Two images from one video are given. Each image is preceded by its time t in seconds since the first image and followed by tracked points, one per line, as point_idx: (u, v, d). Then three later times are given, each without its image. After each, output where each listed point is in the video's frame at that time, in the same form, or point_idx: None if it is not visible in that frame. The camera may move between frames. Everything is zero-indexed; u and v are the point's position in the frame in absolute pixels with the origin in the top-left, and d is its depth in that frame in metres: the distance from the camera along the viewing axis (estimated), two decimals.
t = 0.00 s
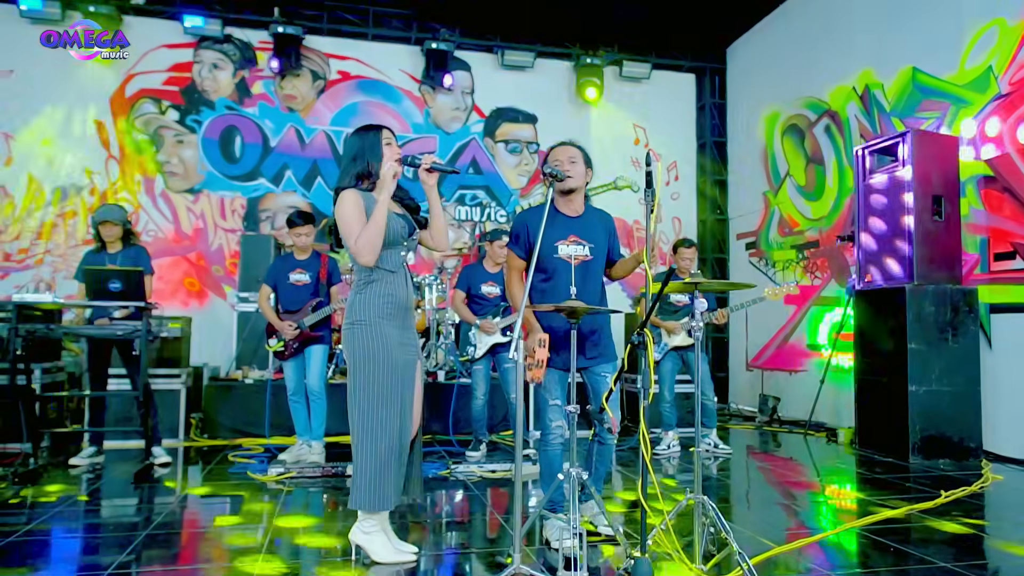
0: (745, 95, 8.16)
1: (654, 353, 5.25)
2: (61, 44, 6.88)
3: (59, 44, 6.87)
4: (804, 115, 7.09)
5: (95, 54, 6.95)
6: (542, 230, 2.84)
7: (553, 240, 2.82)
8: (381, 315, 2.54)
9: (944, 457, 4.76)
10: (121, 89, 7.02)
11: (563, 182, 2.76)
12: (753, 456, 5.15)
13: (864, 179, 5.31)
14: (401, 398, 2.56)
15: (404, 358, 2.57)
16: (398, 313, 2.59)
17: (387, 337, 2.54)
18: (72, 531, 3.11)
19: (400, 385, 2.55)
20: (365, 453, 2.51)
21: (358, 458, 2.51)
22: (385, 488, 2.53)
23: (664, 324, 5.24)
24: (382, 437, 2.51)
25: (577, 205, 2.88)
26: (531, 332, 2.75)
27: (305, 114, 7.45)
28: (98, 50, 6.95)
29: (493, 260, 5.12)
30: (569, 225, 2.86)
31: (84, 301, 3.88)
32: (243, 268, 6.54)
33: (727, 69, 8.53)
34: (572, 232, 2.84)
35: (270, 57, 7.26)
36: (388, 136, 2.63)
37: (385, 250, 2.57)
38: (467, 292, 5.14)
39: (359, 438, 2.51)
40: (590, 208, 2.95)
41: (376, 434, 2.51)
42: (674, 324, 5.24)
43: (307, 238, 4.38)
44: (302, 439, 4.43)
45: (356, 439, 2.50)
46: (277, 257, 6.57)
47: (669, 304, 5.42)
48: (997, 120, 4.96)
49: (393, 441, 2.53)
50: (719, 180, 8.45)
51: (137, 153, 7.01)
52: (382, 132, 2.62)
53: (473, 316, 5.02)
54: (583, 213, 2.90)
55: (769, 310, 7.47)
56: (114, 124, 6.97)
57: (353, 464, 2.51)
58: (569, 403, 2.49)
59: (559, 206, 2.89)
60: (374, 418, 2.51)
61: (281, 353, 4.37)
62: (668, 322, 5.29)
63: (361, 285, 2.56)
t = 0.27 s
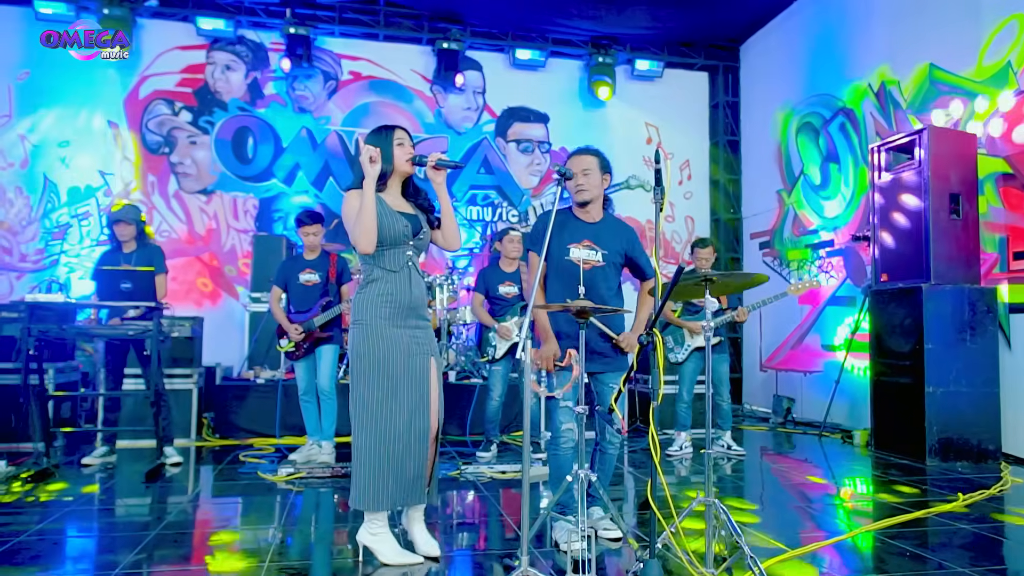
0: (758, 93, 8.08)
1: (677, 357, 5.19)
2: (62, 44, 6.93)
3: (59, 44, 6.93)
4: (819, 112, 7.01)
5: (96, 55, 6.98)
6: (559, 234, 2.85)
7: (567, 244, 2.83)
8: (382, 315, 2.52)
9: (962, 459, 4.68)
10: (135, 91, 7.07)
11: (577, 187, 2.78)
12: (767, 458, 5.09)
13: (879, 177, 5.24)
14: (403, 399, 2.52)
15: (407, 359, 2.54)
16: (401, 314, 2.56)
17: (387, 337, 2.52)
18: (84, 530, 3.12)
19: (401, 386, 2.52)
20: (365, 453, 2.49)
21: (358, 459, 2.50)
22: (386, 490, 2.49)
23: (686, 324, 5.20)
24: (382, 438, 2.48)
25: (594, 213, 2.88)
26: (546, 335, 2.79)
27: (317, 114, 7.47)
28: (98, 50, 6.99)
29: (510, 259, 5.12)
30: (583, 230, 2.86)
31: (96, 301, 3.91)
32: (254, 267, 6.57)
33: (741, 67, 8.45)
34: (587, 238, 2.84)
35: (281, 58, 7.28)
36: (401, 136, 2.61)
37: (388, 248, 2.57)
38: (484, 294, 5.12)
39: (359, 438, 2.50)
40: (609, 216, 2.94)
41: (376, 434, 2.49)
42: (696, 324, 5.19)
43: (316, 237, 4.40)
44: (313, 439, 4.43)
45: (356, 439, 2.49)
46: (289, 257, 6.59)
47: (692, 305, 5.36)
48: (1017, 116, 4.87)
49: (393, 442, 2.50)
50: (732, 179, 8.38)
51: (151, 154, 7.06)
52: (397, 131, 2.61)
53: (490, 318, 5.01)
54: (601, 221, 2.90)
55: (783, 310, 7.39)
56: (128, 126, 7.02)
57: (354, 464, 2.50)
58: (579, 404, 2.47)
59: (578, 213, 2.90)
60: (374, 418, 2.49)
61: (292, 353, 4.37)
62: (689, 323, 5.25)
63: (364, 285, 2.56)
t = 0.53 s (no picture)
0: (773, 91, 8.00)
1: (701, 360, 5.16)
2: (63, 45, 6.97)
3: (59, 44, 6.96)
4: (834, 110, 6.92)
5: (96, 55, 7.02)
6: (581, 234, 2.82)
7: (587, 244, 2.80)
8: (392, 315, 2.52)
9: (982, 462, 4.60)
10: (150, 93, 7.13)
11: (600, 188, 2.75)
12: (783, 459, 5.04)
13: (896, 175, 5.15)
14: (409, 400, 2.49)
15: (414, 360, 2.50)
16: (412, 314, 2.53)
17: (396, 336, 2.51)
18: (97, 529, 3.13)
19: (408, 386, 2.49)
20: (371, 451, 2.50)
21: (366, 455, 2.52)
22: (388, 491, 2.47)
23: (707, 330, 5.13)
24: (386, 438, 2.48)
25: (616, 216, 2.85)
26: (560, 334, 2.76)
27: (330, 115, 7.49)
28: (98, 51, 7.02)
29: (525, 263, 5.10)
30: (605, 232, 2.82)
31: (109, 302, 3.93)
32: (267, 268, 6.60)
33: (755, 65, 8.38)
34: (608, 240, 2.80)
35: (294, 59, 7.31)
36: (423, 136, 2.60)
37: (401, 248, 2.57)
38: (502, 297, 5.10)
39: (367, 435, 2.52)
40: (631, 219, 2.91)
41: (382, 433, 2.49)
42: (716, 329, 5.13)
43: (326, 238, 4.41)
44: (325, 439, 4.44)
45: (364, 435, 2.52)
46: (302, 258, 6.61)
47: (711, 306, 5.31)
48: None
49: (397, 442, 2.47)
50: (747, 178, 8.30)
51: (165, 156, 7.11)
52: (418, 131, 2.61)
53: (508, 321, 5.01)
54: (622, 223, 2.87)
55: (799, 310, 7.29)
56: (143, 128, 7.08)
57: (362, 462, 2.51)
58: (590, 405, 2.42)
59: (599, 214, 2.87)
60: (380, 416, 2.50)
61: (303, 353, 4.37)
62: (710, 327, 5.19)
63: (380, 284, 2.59)
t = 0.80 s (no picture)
0: (788, 89, 7.91)
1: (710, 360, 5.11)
2: (61, 45, 7.03)
3: (57, 43, 7.02)
4: (851, 107, 6.83)
5: (96, 54, 7.09)
6: (584, 225, 2.79)
7: (591, 235, 2.77)
8: (410, 316, 2.48)
9: (1001, 464, 4.52)
10: (164, 94, 7.18)
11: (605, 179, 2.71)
12: (798, 461, 4.98)
13: (914, 172, 5.07)
14: (427, 402, 2.45)
15: (432, 362, 2.45)
16: (430, 315, 2.48)
17: (414, 337, 2.47)
18: (109, 528, 3.14)
19: (426, 388, 2.45)
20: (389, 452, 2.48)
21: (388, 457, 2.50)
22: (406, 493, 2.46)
23: (718, 327, 5.08)
24: (403, 440, 2.46)
25: (619, 207, 2.82)
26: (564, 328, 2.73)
27: (342, 115, 7.51)
28: (97, 50, 7.11)
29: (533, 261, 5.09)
30: (609, 223, 2.79)
31: (121, 302, 3.94)
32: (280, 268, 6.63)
33: (770, 63, 8.30)
34: (612, 230, 2.78)
35: (307, 60, 7.34)
36: (449, 136, 2.52)
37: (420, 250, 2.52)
38: (508, 293, 5.08)
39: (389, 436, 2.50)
40: (633, 210, 2.88)
41: (401, 435, 2.46)
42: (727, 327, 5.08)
43: (338, 239, 4.42)
44: (336, 439, 4.44)
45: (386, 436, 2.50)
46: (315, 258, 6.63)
47: (721, 304, 5.28)
48: None
49: (416, 444, 2.44)
50: (762, 177, 8.22)
51: (179, 157, 7.15)
52: (444, 129, 2.53)
53: (516, 318, 4.99)
54: (625, 214, 2.84)
55: (814, 309, 7.21)
56: (157, 129, 7.13)
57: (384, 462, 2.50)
58: (599, 405, 2.39)
59: (602, 206, 2.84)
60: (400, 418, 2.47)
61: (314, 354, 4.36)
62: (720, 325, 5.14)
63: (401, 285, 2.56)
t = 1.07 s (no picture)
0: (802, 86, 7.83)
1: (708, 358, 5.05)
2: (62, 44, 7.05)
3: (58, 43, 7.04)
4: (866, 105, 6.74)
5: (95, 54, 7.10)
6: (572, 225, 2.78)
7: (581, 237, 2.77)
8: (424, 316, 2.45)
9: (1021, 466, 4.44)
10: (177, 96, 7.23)
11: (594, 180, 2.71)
12: (812, 462, 4.92)
13: (931, 170, 4.99)
14: (441, 402, 2.43)
15: (446, 362, 2.43)
16: (444, 315, 2.45)
17: (428, 338, 2.44)
18: (120, 527, 3.16)
19: (441, 388, 2.43)
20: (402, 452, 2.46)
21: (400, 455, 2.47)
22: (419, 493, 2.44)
23: (719, 325, 4.99)
24: (417, 440, 2.43)
25: (607, 208, 2.83)
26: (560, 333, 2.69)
27: (354, 116, 7.53)
28: (98, 50, 7.11)
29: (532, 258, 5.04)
30: (598, 225, 2.80)
31: (132, 301, 3.97)
32: (291, 267, 6.65)
33: (784, 61, 8.22)
34: (600, 232, 2.79)
35: (318, 60, 7.36)
36: (466, 134, 2.47)
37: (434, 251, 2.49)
38: (512, 289, 5.05)
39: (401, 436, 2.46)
40: (620, 211, 2.89)
41: (414, 435, 2.43)
42: (729, 325, 4.99)
43: (349, 238, 4.42)
44: (346, 439, 4.44)
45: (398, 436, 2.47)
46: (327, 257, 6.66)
47: (722, 302, 5.16)
48: None
49: (429, 445, 2.42)
50: (776, 175, 8.13)
51: (192, 158, 7.20)
52: (461, 128, 2.48)
53: (519, 317, 4.94)
54: (613, 216, 2.85)
55: (829, 309, 7.12)
56: (171, 130, 7.18)
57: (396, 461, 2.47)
58: (608, 406, 2.35)
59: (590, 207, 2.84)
60: (413, 418, 2.44)
61: (325, 354, 4.35)
62: (722, 323, 5.06)
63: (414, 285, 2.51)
